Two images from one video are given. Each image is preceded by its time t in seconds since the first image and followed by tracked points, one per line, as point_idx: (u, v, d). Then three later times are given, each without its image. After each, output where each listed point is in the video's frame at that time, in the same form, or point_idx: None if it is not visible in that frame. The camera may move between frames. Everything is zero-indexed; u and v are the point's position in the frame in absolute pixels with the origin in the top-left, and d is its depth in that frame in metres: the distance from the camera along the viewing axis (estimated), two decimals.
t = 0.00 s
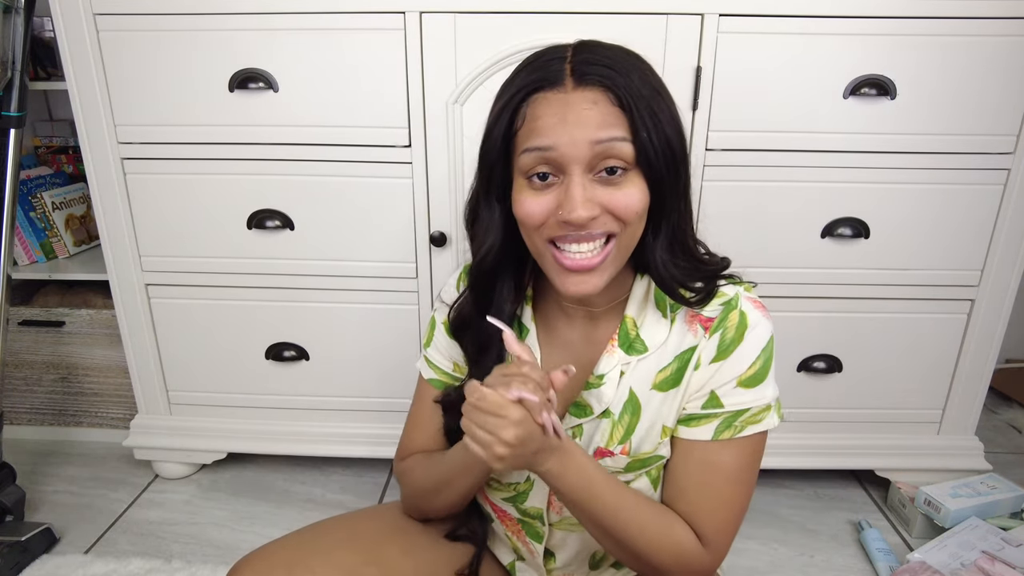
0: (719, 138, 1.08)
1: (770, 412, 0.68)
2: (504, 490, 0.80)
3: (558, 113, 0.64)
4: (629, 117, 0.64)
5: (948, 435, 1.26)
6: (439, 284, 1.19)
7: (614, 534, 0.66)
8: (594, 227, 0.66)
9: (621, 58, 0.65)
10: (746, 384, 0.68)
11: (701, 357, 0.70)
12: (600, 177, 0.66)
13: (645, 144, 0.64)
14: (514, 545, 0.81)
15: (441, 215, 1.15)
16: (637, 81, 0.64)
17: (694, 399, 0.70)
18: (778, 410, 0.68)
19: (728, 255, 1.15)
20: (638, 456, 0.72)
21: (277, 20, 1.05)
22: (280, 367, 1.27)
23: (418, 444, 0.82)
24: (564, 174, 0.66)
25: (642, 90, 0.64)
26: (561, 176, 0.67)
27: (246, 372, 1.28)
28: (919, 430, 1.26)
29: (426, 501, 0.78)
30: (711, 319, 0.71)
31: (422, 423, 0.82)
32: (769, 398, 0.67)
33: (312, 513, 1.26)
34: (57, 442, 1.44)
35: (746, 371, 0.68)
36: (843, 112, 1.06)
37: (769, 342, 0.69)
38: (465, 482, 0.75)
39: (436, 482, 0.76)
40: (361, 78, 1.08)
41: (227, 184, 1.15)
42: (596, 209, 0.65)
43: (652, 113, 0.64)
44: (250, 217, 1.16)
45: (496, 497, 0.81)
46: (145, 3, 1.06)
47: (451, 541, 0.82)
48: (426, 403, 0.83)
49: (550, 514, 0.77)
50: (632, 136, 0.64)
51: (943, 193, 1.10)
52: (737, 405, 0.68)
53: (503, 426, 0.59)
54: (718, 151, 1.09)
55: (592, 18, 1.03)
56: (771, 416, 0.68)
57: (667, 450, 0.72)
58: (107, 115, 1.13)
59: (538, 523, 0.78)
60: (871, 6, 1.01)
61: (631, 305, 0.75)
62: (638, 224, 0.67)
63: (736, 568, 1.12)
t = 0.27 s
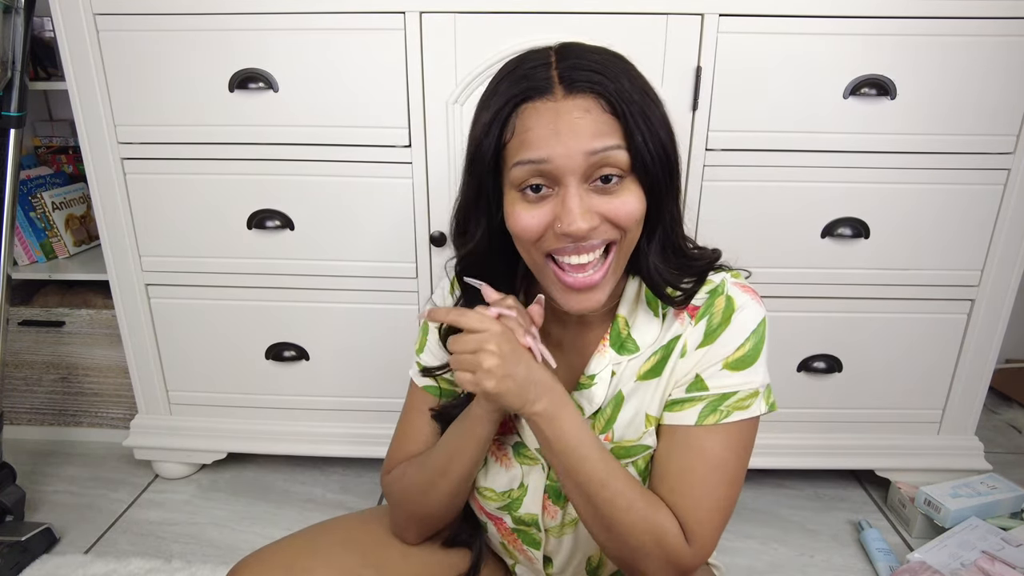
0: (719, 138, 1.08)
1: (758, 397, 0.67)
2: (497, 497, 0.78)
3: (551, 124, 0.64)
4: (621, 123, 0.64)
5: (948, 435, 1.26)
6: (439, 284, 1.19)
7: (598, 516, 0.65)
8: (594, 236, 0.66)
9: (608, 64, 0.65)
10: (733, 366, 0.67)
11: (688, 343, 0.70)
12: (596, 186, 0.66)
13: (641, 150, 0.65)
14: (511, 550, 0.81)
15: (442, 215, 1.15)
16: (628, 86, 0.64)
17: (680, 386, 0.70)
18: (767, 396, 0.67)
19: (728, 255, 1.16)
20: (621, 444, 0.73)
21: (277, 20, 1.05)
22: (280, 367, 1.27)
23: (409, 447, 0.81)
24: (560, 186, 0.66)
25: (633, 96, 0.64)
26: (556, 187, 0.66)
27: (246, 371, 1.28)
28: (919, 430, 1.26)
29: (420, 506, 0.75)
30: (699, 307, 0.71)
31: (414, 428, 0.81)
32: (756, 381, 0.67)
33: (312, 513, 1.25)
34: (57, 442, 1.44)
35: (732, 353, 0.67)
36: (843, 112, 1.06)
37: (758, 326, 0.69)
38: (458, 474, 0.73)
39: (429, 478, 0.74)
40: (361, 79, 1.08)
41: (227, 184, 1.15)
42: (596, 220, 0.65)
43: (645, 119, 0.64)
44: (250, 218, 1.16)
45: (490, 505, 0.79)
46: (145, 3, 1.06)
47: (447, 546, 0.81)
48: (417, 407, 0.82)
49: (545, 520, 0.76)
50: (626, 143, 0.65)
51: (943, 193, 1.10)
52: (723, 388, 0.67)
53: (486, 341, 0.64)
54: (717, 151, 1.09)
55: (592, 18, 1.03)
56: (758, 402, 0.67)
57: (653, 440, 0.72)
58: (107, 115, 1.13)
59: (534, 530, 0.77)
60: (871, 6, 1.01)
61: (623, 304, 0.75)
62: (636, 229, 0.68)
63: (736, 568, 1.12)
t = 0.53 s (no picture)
0: (719, 138, 1.08)
1: (762, 408, 0.68)
2: (499, 498, 0.79)
3: (529, 125, 0.64)
4: (602, 126, 0.63)
5: (948, 435, 1.26)
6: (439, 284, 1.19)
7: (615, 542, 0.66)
8: (574, 237, 0.66)
9: (591, 66, 0.64)
10: (736, 381, 0.68)
11: (689, 357, 0.70)
12: (578, 188, 0.65)
13: (622, 152, 0.64)
14: (511, 552, 0.82)
15: (442, 214, 1.15)
16: (609, 87, 0.63)
17: (684, 399, 0.70)
18: (770, 407, 0.69)
19: (728, 254, 1.15)
20: (628, 458, 0.74)
21: (277, 20, 1.05)
22: (280, 367, 1.27)
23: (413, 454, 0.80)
24: (539, 186, 0.66)
25: (614, 98, 0.63)
26: (535, 187, 0.66)
27: (246, 372, 1.28)
28: (919, 431, 1.26)
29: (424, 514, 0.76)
30: (699, 318, 0.71)
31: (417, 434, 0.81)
32: (760, 394, 0.68)
33: (312, 513, 1.26)
34: (57, 442, 1.44)
35: (735, 369, 0.68)
36: (843, 112, 1.06)
37: (758, 338, 0.69)
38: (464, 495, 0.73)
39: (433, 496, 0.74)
40: (361, 78, 1.08)
41: (227, 184, 1.15)
42: (573, 219, 0.65)
43: (626, 122, 0.63)
44: (250, 217, 1.16)
45: (491, 506, 0.81)
46: (146, 3, 1.06)
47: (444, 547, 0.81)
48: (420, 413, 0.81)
49: (545, 523, 0.77)
50: (606, 145, 0.64)
51: (943, 193, 1.10)
52: (728, 403, 0.68)
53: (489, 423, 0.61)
54: (718, 150, 1.09)
55: (592, 19, 1.03)
56: (764, 412, 0.68)
57: (659, 453, 0.72)
58: (107, 115, 1.13)
59: (534, 531, 0.78)
60: (871, 6, 1.01)
61: (617, 308, 0.75)
62: (618, 230, 0.67)
63: (736, 569, 1.12)
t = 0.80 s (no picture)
0: (718, 138, 1.08)
1: (776, 392, 0.68)
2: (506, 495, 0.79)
3: (475, 118, 0.67)
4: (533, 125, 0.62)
5: (948, 435, 1.26)
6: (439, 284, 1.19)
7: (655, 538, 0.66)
8: (502, 228, 0.67)
9: (554, 67, 0.63)
10: (748, 370, 0.69)
11: (700, 349, 0.70)
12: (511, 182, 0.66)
13: (552, 156, 0.62)
14: (517, 549, 0.82)
15: (441, 215, 1.15)
16: (554, 91, 0.62)
17: (701, 393, 0.70)
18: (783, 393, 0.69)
19: (728, 254, 1.15)
20: (639, 452, 0.73)
21: (276, 20, 1.05)
22: (280, 367, 1.27)
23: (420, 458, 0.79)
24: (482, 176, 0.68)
25: (552, 102, 0.62)
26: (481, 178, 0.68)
27: (246, 371, 1.28)
28: (919, 431, 1.26)
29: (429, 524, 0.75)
30: (704, 309, 0.71)
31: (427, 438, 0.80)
32: (772, 378, 0.68)
33: (312, 513, 1.25)
34: (57, 442, 1.44)
35: (747, 357, 0.69)
36: (844, 112, 1.06)
37: (763, 325, 0.70)
38: (472, 509, 0.71)
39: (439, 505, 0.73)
40: (360, 79, 1.08)
41: (227, 184, 1.15)
42: (500, 209, 0.66)
43: (566, 129, 0.61)
44: (250, 217, 1.16)
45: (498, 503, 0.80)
46: (146, 3, 1.06)
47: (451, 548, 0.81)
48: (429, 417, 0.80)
49: (554, 520, 0.77)
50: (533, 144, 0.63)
51: (943, 193, 1.10)
52: (744, 392, 0.68)
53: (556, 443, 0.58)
54: (717, 150, 1.09)
55: (592, 19, 1.03)
56: (777, 397, 0.68)
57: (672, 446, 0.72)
58: (107, 115, 1.13)
59: (542, 529, 0.77)
60: (871, 6, 1.01)
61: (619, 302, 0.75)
62: (548, 228, 0.66)
63: (736, 568, 1.12)
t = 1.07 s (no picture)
0: (718, 138, 1.08)
1: (774, 381, 0.68)
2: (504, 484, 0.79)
3: (465, 117, 0.67)
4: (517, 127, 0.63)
5: (948, 435, 1.26)
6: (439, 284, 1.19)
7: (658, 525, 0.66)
8: (492, 224, 0.68)
9: (539, 70, 0.63)
10: (744, 358, 0.69)
11: (696, 339, 0.70)
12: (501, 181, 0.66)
13: (536, 158, 0.63)
14: (517, 541, 0.81)
15: (441, 215, 1.15)
16: (536, 95, 0.62)
17: (697, 382, 0.70)
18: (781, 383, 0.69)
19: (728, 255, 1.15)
20: (639, 440, 0.73)
21: (277, 21, 1.05)
22: (280, 367, 1.27)
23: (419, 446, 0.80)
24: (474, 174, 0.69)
25: (536, 105, 0.62)
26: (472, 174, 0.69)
27: (246, 371, 1.28)
28: (919, 431, 1.26)
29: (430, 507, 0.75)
30: (699, 299, 0.71)
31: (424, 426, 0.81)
32: (768, 367, 0.68)
33: (312, 513, 1.25)
34: (57, 442, 1.44)
35: (743, 346, 0.69)
36: (843, 112, 1.06)
37: (759, 315, 0.70)
38: (471, 485, 0.72)
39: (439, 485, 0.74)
40: (360, 79, 1.08)
41: (226, 184, 1.15)
42: (489, 207, 0.67)
43: (549, 132, 0.62)
44: (250, 217, 1.16)
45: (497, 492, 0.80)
46: (146, 4, 1.06)
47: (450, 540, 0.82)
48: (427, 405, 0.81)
49: (552, 509, 0.76)
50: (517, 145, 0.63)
51: (943, 193, 1.10)
52: (740, 380, 0.68)
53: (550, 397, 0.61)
54: (717, 150, 1.09)
55: (592, 18, 1.03)
56: (775, 386, 0.68)
57: (668, 435, 0.72)
58: (107, 115, 1.13)
59: (539, 518, 0.77)
60: (870, 6, 1.01)
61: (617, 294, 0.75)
62: (536, 226, 0.66)
63: (736, 569, 1.12)
